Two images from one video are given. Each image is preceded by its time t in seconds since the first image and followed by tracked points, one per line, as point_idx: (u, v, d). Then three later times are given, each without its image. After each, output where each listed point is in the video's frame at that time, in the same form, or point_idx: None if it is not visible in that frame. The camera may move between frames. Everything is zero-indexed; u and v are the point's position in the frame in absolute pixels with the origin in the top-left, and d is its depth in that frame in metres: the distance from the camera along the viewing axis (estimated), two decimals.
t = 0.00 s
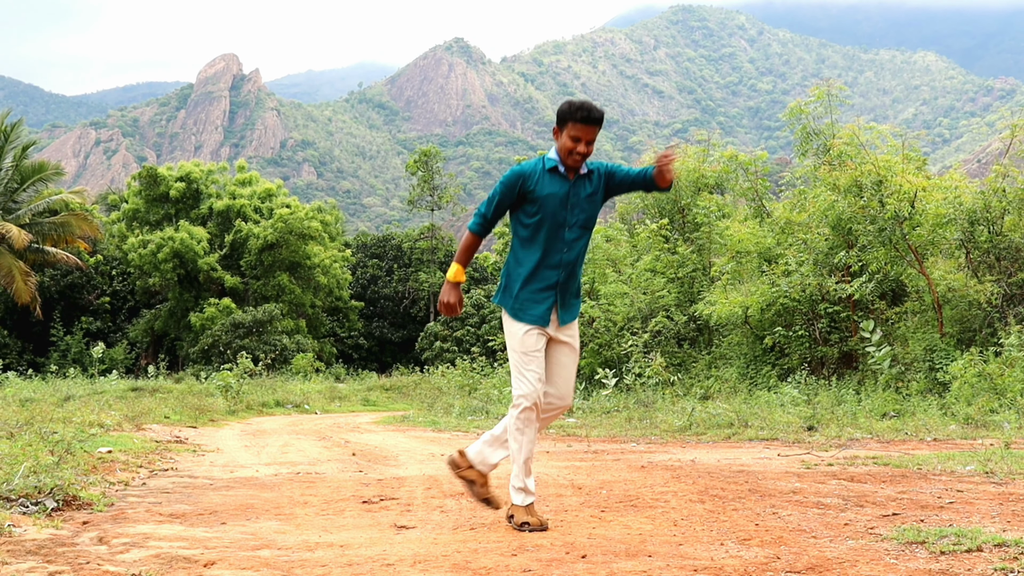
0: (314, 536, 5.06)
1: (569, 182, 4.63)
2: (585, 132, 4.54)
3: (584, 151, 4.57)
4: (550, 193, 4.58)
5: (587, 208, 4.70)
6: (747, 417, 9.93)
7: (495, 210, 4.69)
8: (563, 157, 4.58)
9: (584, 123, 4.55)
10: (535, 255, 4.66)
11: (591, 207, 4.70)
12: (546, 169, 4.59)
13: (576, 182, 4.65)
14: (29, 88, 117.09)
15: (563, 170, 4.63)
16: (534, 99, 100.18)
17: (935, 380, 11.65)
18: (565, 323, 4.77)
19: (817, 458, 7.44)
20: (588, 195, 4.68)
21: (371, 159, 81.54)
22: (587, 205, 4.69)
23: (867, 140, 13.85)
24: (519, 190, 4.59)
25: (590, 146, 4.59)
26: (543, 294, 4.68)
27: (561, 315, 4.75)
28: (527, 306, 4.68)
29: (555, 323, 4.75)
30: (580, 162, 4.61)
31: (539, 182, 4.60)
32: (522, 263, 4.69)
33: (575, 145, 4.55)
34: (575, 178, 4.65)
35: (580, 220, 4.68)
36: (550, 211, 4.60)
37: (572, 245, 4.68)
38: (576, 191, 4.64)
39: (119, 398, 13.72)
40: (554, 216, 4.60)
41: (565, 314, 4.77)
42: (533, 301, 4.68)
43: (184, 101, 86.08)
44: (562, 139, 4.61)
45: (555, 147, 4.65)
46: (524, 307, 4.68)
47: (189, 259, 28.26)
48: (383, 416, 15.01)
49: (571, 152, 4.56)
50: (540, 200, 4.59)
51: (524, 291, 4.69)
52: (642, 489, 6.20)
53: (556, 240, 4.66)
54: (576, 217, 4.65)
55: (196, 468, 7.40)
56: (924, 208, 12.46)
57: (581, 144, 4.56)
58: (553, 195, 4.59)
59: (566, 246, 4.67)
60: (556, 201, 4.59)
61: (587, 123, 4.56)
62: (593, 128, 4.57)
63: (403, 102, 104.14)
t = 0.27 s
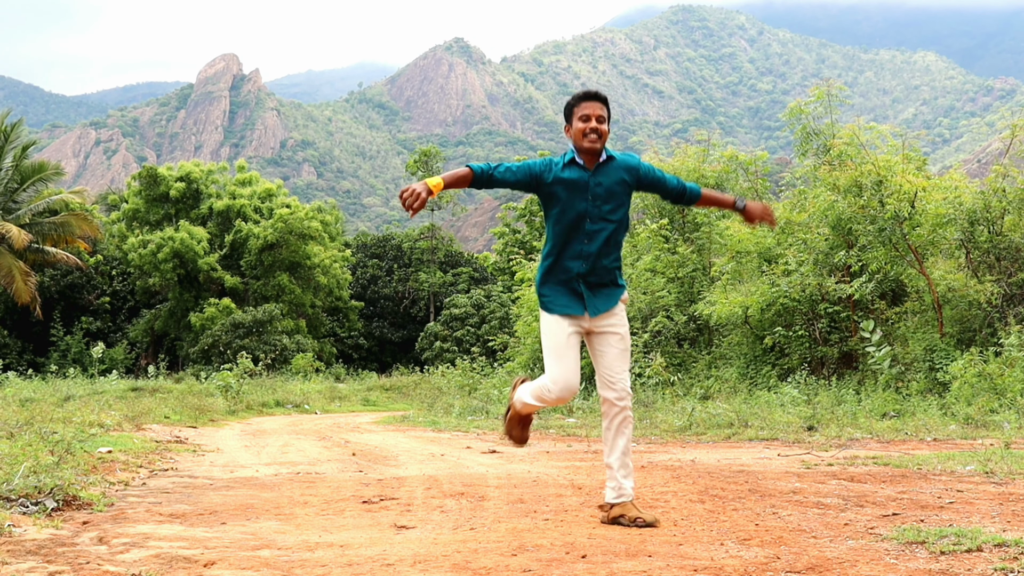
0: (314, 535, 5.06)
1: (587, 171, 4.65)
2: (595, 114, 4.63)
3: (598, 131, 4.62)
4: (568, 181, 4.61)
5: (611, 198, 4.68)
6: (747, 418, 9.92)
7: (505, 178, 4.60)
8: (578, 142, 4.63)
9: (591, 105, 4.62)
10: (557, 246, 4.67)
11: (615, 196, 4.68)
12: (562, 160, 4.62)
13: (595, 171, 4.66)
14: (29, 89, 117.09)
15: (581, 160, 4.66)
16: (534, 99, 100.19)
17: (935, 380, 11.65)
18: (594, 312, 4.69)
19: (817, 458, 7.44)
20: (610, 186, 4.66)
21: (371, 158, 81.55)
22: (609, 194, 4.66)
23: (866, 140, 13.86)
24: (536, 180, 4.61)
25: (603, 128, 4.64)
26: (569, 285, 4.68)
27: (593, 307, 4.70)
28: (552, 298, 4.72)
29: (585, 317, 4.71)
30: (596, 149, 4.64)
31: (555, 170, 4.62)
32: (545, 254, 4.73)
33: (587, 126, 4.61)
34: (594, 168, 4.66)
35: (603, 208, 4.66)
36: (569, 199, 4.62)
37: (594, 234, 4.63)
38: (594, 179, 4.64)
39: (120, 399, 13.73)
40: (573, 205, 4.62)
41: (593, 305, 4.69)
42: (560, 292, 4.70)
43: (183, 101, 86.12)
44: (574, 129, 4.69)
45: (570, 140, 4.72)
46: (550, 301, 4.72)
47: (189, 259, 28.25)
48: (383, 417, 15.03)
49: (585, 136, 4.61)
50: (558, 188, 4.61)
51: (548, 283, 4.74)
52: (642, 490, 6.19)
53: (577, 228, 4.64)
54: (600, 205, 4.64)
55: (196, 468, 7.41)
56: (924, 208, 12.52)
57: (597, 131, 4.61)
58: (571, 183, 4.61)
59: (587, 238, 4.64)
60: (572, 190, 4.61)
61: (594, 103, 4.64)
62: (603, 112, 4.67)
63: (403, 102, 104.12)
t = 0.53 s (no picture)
0: (314, 535, 5.06)
1: (600, 177, 4.72)
2: (603, 122, 4.67)
3: (603, 140, 4.65)
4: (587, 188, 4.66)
5: (624, 202, 4.81)
6: (747, 418, 9.92)
7: (528, 199, 4.50)
8: (584, 150, 4.67)
9: (600, 115, 4.67)
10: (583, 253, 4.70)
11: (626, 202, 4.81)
12: (578, 168, 4.66)
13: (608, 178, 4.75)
14: (29, 89, 116.93)
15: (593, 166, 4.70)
16: (534, 99, 100.16)
17: (935, 380, 11.65)
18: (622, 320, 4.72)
19: (818, 458, 7.45)
20: (622, 189, 4.79)
21: (371, 158, 81.53)
22: (622, 197, 4.79)
23: (867, 140, 13.85)
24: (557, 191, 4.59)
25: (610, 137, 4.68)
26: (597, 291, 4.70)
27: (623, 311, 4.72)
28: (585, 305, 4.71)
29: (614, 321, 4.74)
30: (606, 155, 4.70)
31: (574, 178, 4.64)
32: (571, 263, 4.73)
33: (595, 134, 4.65)
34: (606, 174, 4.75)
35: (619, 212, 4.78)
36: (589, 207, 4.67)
37: (617, 237, 4.74)
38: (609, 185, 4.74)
39: (120, 399, 13.74)
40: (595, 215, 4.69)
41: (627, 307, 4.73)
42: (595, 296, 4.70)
43: (183, 101, 86.16)
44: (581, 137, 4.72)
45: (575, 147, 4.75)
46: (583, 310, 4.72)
47: (189, 259, 28.25)
48: (384, 417, 15.03)
49: (590, 145, 4.66)
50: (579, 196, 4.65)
51: (576, 294, 4.73)
52: (643, 490, 6.18)
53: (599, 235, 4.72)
54: (616, 209, 4.76)
55: (196, 468, 7.41)
56: (925, 208, 12.50)
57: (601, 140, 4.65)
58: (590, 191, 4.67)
59: (610, 243, 4.72)
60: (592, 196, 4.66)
61: (601, 112, 4.70)
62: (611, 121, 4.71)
63: (403, 102, 104.08)
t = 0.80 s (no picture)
0: (314, 535, 5.06)
1: (580, 204, 4.64)
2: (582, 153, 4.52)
3: (580, 169, 4.55)
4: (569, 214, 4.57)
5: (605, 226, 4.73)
6: (747, 418, 9.93)
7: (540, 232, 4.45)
8: (564, 178, 4.59)
9: (577, 143, 4.48)
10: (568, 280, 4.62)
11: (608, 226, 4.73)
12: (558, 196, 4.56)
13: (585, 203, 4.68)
14: (29, 89, 116.82)
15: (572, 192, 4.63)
16: (534, 99, 100.23)
17: (935, 380, 11.66)
18: (616, 338, 4.63)
19: (818, 458, 7.45)
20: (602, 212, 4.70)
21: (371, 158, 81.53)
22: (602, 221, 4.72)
23: (867, 139, 13.84)
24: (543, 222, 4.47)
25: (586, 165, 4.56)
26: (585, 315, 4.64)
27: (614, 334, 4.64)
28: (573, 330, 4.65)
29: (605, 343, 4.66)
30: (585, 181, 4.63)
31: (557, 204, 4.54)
32: (556, 290, 4.65)
33: (572, 164, 4.54)
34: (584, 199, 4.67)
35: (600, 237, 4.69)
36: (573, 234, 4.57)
37: (598, 263, 4.64)
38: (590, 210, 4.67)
39: (120, 399, 13.74)
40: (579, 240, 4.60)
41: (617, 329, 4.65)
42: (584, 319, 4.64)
43: (183, 100, 86.16)
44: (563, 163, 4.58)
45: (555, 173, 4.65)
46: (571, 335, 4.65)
47: (189, 259, 28.25)
48: (384, 417, 15.04)
49: (569, 172, 4.56)
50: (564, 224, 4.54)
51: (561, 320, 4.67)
52: (642, 489, 6.18)
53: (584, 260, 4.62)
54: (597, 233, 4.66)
55: (196, 468, 7.41)
56: (925, 208, 12.50)
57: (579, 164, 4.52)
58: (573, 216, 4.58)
59: (594, 269, 4.63)
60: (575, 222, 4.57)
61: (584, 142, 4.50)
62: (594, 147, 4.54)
63: (403, 103, 104.06)
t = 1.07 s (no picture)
0: (314, 535, 5.06)
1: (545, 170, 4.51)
2: (545, 112, 4.53)
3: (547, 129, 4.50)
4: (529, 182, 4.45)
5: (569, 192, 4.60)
6: (747, 418, 9.93)
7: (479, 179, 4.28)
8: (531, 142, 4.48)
9: (542, 105, 4.54)
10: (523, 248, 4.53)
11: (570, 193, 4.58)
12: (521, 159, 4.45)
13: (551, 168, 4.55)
14: (29, 89, 116.37)
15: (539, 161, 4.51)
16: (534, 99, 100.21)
17: (935, 380, 11.65)
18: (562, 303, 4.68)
19: (817, 458, 7.45)
20: (565, 181, 4.58)
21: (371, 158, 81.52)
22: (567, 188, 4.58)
23: (867, 139, 13.86)
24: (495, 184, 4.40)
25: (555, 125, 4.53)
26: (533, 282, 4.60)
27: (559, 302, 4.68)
28: (521, 294, 4.61)
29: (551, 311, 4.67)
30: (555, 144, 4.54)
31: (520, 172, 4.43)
32: (504, 256, 4.58)
33: (537, 123, 4.49)
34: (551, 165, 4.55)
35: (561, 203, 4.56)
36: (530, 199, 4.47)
37: (556, 231, 4.54)
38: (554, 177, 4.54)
39: (120, 399, 13.75)
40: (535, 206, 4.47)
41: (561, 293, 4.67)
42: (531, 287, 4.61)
43: (183, 100, 86.15)
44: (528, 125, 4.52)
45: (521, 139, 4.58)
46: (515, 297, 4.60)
47: (188, 259, 28.25)
48: (384, 417, 15.04)
49: (534, 134, 4.48)
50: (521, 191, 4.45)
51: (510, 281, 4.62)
52: (642, 490, 6.17)
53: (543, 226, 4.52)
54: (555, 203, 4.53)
55: (196, 468, 7.41)
56: (924, 208, 12.50)
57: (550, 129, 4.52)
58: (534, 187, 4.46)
59: (551, 236, 4.55)
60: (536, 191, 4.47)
61: (543, 102, 4.55)
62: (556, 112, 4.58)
63: (403, 102, 104.03)
